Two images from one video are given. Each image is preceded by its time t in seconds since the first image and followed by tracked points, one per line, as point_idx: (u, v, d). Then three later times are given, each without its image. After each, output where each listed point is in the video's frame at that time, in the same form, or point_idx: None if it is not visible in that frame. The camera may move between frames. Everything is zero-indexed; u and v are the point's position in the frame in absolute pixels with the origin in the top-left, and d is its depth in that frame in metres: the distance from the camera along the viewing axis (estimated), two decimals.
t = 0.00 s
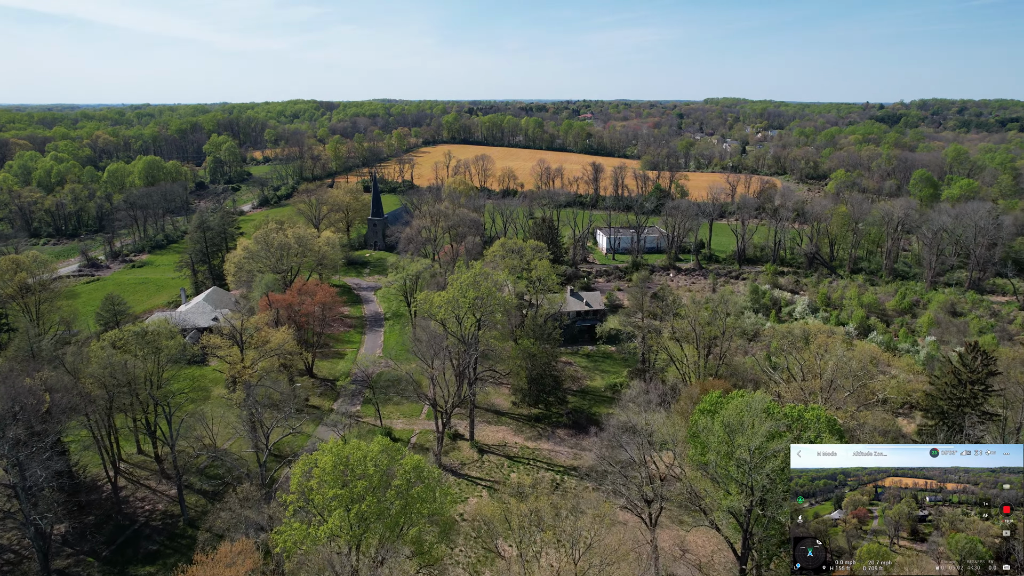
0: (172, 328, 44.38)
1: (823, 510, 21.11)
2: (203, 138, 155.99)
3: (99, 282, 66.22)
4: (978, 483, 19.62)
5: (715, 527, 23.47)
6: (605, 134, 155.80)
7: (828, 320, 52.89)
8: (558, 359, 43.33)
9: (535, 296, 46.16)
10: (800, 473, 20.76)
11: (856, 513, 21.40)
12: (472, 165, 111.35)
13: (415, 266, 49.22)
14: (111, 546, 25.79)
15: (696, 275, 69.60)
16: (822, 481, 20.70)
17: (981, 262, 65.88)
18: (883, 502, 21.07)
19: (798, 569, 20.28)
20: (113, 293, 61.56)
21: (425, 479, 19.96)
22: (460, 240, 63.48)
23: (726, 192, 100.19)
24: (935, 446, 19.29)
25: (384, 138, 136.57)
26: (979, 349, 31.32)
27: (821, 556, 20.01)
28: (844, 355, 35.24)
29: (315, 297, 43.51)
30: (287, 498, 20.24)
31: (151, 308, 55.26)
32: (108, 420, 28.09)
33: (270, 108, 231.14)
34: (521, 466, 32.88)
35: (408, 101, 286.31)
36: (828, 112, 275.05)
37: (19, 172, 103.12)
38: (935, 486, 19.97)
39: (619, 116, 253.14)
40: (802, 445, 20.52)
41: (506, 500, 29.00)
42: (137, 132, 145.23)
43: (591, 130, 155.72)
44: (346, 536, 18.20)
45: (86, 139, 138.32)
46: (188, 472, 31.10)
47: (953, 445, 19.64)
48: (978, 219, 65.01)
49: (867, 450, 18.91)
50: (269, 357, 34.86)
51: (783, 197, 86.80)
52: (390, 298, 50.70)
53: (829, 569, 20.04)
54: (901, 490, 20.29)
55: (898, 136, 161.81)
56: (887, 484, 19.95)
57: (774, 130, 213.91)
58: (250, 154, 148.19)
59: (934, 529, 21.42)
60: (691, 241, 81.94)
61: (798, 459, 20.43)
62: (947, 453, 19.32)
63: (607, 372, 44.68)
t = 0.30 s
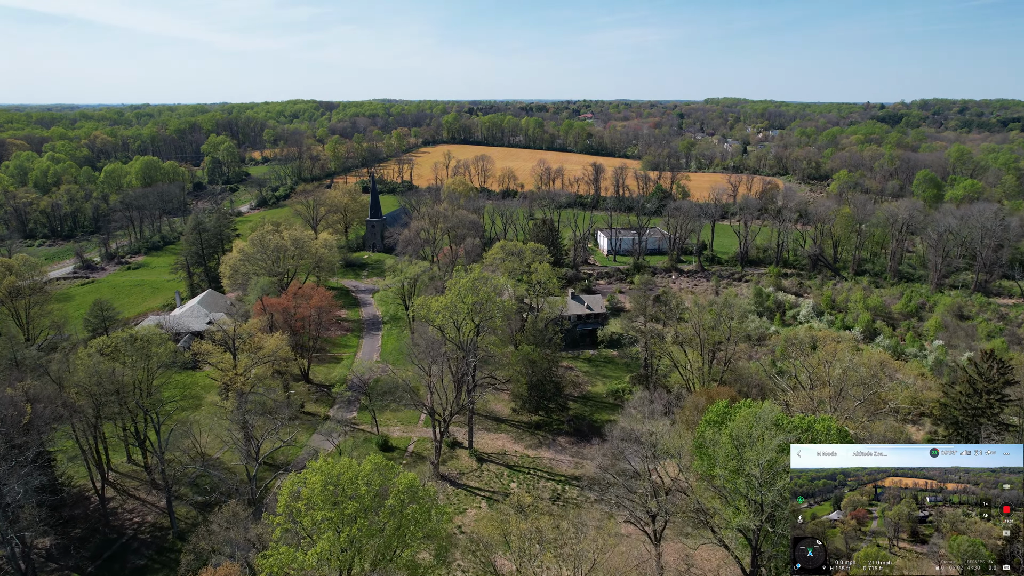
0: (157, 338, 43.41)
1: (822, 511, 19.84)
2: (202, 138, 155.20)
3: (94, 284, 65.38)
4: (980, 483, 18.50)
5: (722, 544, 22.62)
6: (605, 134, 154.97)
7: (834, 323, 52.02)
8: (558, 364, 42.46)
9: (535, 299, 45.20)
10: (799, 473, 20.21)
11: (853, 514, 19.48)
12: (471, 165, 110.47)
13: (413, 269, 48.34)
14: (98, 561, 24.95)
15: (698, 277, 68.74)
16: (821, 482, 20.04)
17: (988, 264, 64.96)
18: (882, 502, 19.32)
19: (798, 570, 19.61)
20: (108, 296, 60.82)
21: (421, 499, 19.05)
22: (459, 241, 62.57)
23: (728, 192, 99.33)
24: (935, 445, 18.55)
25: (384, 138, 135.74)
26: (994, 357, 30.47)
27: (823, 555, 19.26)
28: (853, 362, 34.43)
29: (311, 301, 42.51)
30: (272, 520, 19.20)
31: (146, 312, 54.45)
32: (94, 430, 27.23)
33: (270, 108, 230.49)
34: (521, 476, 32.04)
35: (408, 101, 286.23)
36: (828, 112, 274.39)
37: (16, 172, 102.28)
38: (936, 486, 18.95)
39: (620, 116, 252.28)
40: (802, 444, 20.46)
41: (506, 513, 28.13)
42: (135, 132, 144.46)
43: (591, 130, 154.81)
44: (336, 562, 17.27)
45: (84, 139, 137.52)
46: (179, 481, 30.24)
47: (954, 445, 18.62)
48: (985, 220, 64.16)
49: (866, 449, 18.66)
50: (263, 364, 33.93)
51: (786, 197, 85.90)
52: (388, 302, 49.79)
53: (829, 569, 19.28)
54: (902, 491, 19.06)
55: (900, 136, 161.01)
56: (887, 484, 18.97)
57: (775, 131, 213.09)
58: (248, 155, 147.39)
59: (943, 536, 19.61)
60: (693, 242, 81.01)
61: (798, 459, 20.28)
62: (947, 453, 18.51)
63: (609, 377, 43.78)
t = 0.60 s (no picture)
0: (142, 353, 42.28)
1: (820, 512, 18.89)
2: (201, 138, 154.34)
3: (89, 287, 64.52)
4: (981, 483, 17.13)
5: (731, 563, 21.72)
6: (606, 134, 154.06)
7: (839, 327, 51.13)
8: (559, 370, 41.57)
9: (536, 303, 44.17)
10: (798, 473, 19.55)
11: (851, 514, 18.03)
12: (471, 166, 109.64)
13: (411, 272, 47.47)
14: None
15: (700, 279, 67.84)
16: (821, 481, 19.18)
17: (996, 267, 64.06)
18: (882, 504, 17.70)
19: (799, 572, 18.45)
20: (102, 300, 60.00)
21: (414, 522, 18.04)
22: (459, 244, 61.71)
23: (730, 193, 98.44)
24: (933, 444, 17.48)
25: (383, 139, 134.83)
26: (1011, 366, 29.54)
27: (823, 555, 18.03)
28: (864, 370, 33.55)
29: (307, 305, 41.53)
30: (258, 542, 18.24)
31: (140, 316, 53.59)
32: (80, 441, 26.32)
33: (269, 108, 229.71)
34: (521, 488, 31.15)
35: (407, 101, 287.29)
36: (829, 112, 273.45)
37: (12, 173, 101.39)
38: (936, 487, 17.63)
39: (620, 115, 251.60)
40: (802, 444, 19.61)
41: (507, 527, 27.25)
42: (133, 133, 143.57)
43: (592, 130, 153.97)
44: None
45: (81, 140, 136.61)
46: (169, 493, 29.29)
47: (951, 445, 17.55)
48: (992, 223, 63.29)
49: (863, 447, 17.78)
50: (256, 372, 32.94)
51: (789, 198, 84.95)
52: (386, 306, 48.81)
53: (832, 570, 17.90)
54: (902, 491, 17.62)
55: (902, 136, 160.06)
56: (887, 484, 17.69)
57: (776, 130, 212.17)
58: (247, 155, 146.50)
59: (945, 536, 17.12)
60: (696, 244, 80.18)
61: (797, 458, 19.53)
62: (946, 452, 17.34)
63: (611, 384, 42.84)
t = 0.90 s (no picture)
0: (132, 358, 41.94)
1: (817, 514, 18.70)
2: (198, 139, 153.38)
3: (83, 290, 63.67)
4: (981, 483, 16.94)
5: None
6: (606, 134, 153.19)
7: (844, 331, 50.24)
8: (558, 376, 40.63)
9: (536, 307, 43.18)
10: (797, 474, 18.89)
11: (851, 516, 18.02)
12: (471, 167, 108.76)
13: (409, 276, 46.74)
14: None
15: (703, 282, 67.00)
16: (820, 482, 18.70)
17: (1003, 269, 63.17)
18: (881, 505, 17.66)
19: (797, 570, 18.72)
20: (96, 304, 59.24)
21: (408, 547, 17.08)
22: (458, 246, 60.87)
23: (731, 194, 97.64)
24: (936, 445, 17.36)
25: (382, 139, 134.01)
26: None
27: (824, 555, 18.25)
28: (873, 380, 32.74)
29: (302, 310, 40.60)
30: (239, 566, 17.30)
31: (134, 320, 52.79)
32: (65, 453, 25.46)
33: (268, 109, 228.78)
34: (521, 499, 30.24)
35: (406, 101, 286.59)
36: (828, 112, 273.31)
37: (7, 174, 100.45)
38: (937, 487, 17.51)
39: (620, 115, 251.08)
40: (801, 444, 18.86)
41: (507, 543, 26.35)
42: (131, 133, 142.71)
43: (592, 130, 153.24)
44: None
45: (78, 141, 135.56)
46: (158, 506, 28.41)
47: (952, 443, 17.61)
48: (999, 225, 62.38)
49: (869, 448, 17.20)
50: (248, 382, 31.96)
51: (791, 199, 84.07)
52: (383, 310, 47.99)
53: (832, 570, 18.13)
54: (902, 492, 17.57)
55: (904, 137, 159.21)
56: (888, 485, 17.53)
57: (776, 130, 211.57)
58: (245, 156, 145.63)
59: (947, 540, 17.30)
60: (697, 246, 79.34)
61: (796, 459, 18.73)
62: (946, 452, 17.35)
63: (613, 390, 42.00)
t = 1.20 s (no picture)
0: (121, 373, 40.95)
1: (815, 515, 17.56)
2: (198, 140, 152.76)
3: (77, 293, 62.80)
4: (982, 484, 16.17)
5: None
6: (607, 135, 152.36)
7: (850, 336, 49.25)
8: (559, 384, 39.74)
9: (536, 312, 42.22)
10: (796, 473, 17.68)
11: (849, 517, 17.08)
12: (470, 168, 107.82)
13: (406, 280, 45.82)
14: None
15: (705, 285, 66.10)
16: (819, 483, 17.51)
17: (1010, 273, 62.19)
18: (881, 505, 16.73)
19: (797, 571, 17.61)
20: (90, 307, 58.46)
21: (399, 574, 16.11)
22: (457, 249, 59.91)
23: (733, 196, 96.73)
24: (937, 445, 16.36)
25: (381, 140, 133.17)
26: None
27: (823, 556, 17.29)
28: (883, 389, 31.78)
29: (297, 316, 39.74)
30: None
31: (128, 325, 51.97)
32: (47, 466, 24.47)
33: (268, 109, 228.11)
34: (520, 512, 29.34)
35: (406, 101, 286.07)
36: (829, 112, 272.42)
37: (4, 176, 99.69)
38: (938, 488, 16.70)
39: (620, 115, 250.33)
40: (801, 444, 17.37)
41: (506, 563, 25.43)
42: (130, 135, 142.03)
43: (592, 131, 152.37)
44: None
45: (76, 142, 134.80)
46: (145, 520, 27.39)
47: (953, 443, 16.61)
48: (1006, 227, 61.43)
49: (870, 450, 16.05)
50: (240, 391, 30.97)
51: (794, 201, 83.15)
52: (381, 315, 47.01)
53: (830, 569, 17.35)
54: (903, 493, 16.52)
55: (906, 137, 158.37)
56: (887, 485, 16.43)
57: (776, 131, 211.05)
58: (244, 157, 144.74)
59: (947, 541, 17.14)
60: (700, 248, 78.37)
61: (796, 460, 17.30)
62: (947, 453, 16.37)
63: (615, 397, 41.03)
